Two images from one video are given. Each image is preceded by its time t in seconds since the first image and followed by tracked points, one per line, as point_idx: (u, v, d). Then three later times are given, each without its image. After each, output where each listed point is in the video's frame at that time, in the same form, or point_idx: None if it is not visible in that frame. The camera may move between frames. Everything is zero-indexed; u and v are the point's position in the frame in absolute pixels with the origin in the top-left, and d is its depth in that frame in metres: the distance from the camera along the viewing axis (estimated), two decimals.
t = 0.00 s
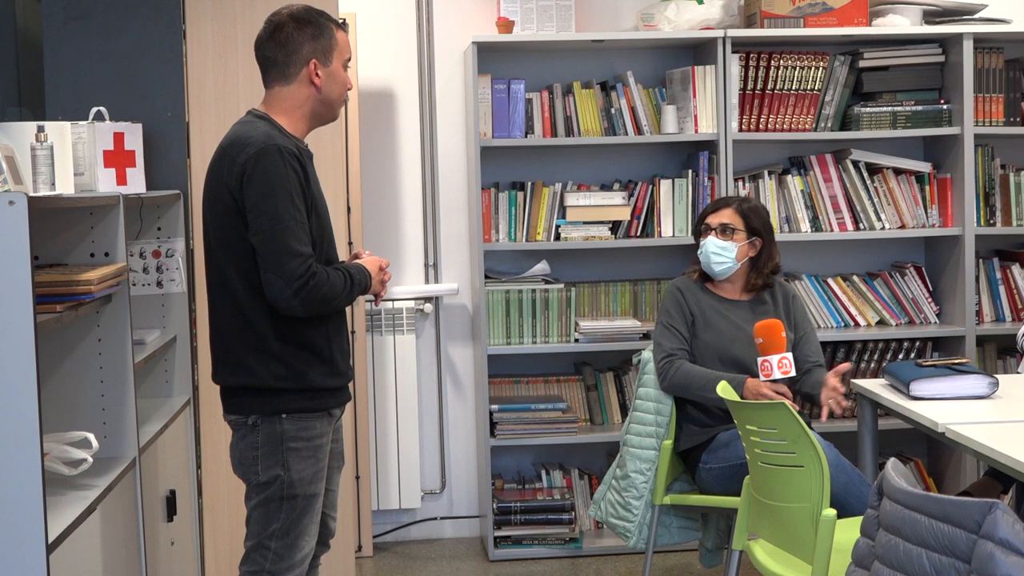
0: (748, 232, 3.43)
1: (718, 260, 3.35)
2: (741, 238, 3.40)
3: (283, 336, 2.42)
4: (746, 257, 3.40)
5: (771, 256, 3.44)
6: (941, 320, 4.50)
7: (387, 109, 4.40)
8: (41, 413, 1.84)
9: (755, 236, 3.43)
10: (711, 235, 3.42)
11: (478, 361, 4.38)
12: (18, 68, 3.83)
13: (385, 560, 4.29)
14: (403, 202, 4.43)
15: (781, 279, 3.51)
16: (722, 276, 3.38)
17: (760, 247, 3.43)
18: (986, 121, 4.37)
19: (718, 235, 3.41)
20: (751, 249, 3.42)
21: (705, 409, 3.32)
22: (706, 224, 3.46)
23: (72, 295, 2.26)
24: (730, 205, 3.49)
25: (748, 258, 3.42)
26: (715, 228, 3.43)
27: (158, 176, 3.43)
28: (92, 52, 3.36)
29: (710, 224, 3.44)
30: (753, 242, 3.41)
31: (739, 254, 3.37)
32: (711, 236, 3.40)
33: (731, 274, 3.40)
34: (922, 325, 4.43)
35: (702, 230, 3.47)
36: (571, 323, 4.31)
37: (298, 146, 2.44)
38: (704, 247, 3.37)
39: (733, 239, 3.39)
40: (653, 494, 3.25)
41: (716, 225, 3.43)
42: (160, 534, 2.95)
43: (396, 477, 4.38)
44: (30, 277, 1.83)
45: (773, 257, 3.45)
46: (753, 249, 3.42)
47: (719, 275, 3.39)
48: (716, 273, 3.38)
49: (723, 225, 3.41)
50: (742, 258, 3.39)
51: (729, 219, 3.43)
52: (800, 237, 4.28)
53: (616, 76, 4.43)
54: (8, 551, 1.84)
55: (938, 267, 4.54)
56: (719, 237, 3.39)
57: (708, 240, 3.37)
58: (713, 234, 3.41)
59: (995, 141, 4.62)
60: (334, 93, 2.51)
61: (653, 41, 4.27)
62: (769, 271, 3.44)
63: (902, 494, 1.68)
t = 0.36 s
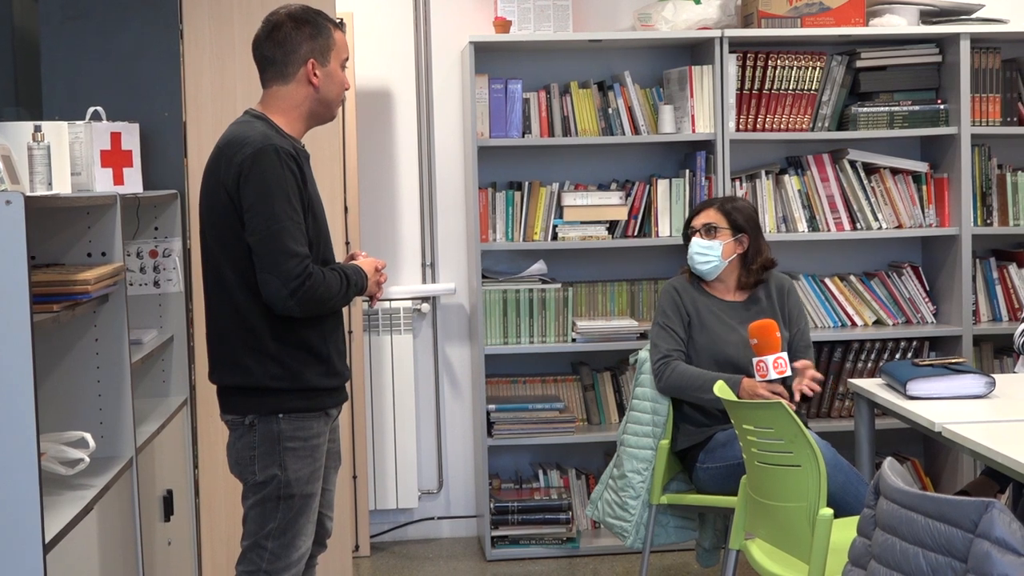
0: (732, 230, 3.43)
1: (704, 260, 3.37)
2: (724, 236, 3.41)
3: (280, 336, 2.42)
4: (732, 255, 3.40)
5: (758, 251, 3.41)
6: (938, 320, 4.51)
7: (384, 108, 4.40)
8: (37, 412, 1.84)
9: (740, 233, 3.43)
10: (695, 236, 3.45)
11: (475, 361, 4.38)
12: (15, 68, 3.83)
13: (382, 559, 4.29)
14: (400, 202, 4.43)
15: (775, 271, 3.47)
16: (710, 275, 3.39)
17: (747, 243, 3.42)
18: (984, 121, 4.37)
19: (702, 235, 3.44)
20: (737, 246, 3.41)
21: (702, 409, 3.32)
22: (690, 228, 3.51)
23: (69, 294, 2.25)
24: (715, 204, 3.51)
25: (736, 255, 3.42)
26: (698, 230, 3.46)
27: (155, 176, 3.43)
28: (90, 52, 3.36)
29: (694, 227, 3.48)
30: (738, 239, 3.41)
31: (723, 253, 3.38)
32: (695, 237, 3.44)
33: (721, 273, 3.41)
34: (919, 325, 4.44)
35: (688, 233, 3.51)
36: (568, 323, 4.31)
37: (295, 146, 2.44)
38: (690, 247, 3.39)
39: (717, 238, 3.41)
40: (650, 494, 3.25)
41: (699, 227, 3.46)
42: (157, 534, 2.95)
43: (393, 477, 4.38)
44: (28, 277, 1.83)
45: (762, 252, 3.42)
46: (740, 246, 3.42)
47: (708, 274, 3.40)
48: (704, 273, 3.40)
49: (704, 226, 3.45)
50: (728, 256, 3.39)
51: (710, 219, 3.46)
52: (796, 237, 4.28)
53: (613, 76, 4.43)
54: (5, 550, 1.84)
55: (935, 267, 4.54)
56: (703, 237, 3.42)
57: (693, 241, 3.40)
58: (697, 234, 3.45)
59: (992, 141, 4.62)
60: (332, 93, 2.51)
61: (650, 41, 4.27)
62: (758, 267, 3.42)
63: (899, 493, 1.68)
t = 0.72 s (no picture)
0: (729, 235, 3.41)
1: (700, 265, 3.37)
2: (720, 241, 3.40)
3: (275, 335, 2.42)
4: (728, 260, 3.39)
5: (755, 255, 3.39)
6: (933, 320, 4.51)
7: (379, 107, 4.40)
8: (32, 411, 1.84)
9: (737, 237, 3.41)
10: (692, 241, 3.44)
11: (470, 361, 4.38)
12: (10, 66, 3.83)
13: (377, 558, 4.29)
14: (395, 202, 4.43)
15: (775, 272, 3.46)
16: (708, 279, 3.39)
17: (743, 247, 3.40)
18: (979, 121, 4.37)
19: (698, 239, 3.43)
20: (733, 250, 3.40)
21: (696, 409, 3.32)
22: (688, 231, 3.50)
23: (64, 293, 2.26)
24: (712, 208, 3.49)
25: (732, 259, 3.41)
26: (695, 234, 3.45)
27: (150, 175, 3.43)
28: (85, 51, 3.36)
29: (691, 231, 3.47)
30: (734, 244, 3.39)
31: (719, 258, 3.38)
32: (692, 242, 3.43)
33: (719, 277, 3.41)
34: (914, 325, 4.44)
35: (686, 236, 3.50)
36: (563, 322, 4.32)
37: (291, 145, 2.44)
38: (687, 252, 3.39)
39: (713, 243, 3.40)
40: (645, 493, 3.26)
41: (696, 231, 3.45)
42: (152, 533, 2.95)
43: (388, 475, 4.38)
44: (22, 276, 1.83)
45: (759, 255, 3.39)
46: (736, 250, 3.40)
47: (704, 278, 3.40)
48: (700, 277, 3.40)
49: (700, 230, 3.43)
50: (724, 260, 3.39)
51: (707, 223, 3.44)
52: (791, 236, 4.29)
53: (609, 76, 4.43)
54: None
55: (930, 266, 4.55)
56: (699, 242, 3.42)
57: (689, 246, 3.39)
58: (693, 239, 3.45)
59: (987, 140, 4.63)
60: (328, 92, 2.51)
61: (646, 40, 4.27)
62: (755, 271, 3.39)
63: (893, 492, 1.68)
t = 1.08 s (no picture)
0: (730, 234, 3.42)
1: (700, 262, 3.36)
2: (722, 239, 3.41)
3: (271, 334, 2.42)
4: (727, 258, 3.40)
5: (754, 256, 3.42)
6: (929, 319, 4.52)
7: (375, 106, 4.40)
8: (27, 410, 1.84)
9: (737, 236, 3.42)
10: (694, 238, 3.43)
11: (466, 360, 4.38)
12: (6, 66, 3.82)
13: (373, 558, 4.29)
14: (391, 201, 4.43)
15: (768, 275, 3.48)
16: (704, 276, 3.39)
17: (743, 247, 3.41)
18: (974, 121, 4.38)
19: (699, 236, 3.43)
20: (733, 249, 3.41)
21: (692, 410, 3.34)
22: (688, 227, 3.49)
23: (59, 292, 2.26)
24: (713, 206, 3.49)
25: (731, 258, 3.42)
26: (696, 231, 3.44)
27: (145, 174, 3.43)
28: (81, 50, 3.36)
29: (692, 226, 3.46)
30: (734, 243, 3.40)
31: (719, 256, 3.38)
32: (692, 239, 3.43)
33: (715, 275, 3.41)
34: (909, 324, 4.44)
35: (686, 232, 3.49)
36: (559, 321, 4.32)
37: (287, 144, 2.43)
38: (687, 248, 3.38)
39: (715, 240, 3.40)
40: (641, 492, 3.25)
41: (697, 227, 3.44)
42: (148, 532, 2.94)
43: (384, 475, 4.38)
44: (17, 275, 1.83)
45: (757, 257, 3.42)
46: (736, 249, 3.41)
47: (701, 276, 3.40)
48: (699, 275, 3.39)
49: (703, 226, 3.43)
50: (724, 259, 3.39)
51: (710, 221, 3.44)
52: (787, 236, 4.29)
53: (604, 75, 4.43)
54: None
55: (925, 266, 4.55)
56: (700, 240, 3.41)
57: (690, 243, 3.38)
58: (694, 236, 3.44)
59: (982, 140, 4.63)
60: (324, 91, 2.51)
61: (642, 40, 4.28)
62: (752, 271, 3.42)
63: (887, 491, 1.68)
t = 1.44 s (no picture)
0: (715, 230, 3.43)
1: (687, 260, 3.36)
2: (706, 236, 3.41)
3: (267, 331, 2.42)
4: (714, 255, 3.40)
5: (739, 251, 3.42)
6: (923, 317, 4.52)
7: (370, 103, 4.39)
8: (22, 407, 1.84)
9: (723, 232, 3.43)
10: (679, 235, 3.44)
11: (461, 358, 4.38)
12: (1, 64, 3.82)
13: (369, 556, 4.29)
14: (386, 199, 4.43)
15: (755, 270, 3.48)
16: (692, 274, 3.39)
17: (728, 242, 3.42)
18: (969, 119, 4.38)
19: (685, 234, 3.43)
20: (719, 245, 3.42)
21: (685, 407, 3.33)
22: (674, 226, 3.49)
23: (55, 290, 2.26)
24: (697, 203, 3.50)
25: (717, 254, 3.42)
26: (681, 228, 3.45)
27: (140, 173, 3.42)
28: (75, 48, 3.36)
29: (677, 224, 3.47)
30: (720, 239, 3.41)
31: (706, 252, 3.39)
32: (678, 237, 3.43)
33: (702, 272, 3.41)
34: (904, 322, 4.45)
35: (671, 230, 3.49)
36: (554, 318, 4.31)
37: (283, 141, 2.43)
38: (673, 247, 3.38)
39: (700, 237, 3.40)
40: (636, 490, 3.25)
41: (682, 225, 3.45)
42: (143, 530, 2.94)
43: (380, 473, 4.38)
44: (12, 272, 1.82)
45: (742, 251, 3.42)
46: (722, 245, 3.42)
47: (689, 273, 3.40)
48: (686, 272, 3.39)
49: (687, 224, 3.44)
50: (710, 255, 3.40)
51: (693, 217, 3.45)
52: (782, 233, 4.29)
53: (600, 72, 4.44)
54: None
55: (920, 264, 4.56)
56: (685, 237, 3.41)
57: (676, 241, 3.38)
58: (680, 234, 3.44)
59: (977, 138, 4.64)
60: (320, 88, 2.51)
61: (637, 37, 4.28)
62: (738, 266, 3.42)
63: (883, 488, 1.68)
